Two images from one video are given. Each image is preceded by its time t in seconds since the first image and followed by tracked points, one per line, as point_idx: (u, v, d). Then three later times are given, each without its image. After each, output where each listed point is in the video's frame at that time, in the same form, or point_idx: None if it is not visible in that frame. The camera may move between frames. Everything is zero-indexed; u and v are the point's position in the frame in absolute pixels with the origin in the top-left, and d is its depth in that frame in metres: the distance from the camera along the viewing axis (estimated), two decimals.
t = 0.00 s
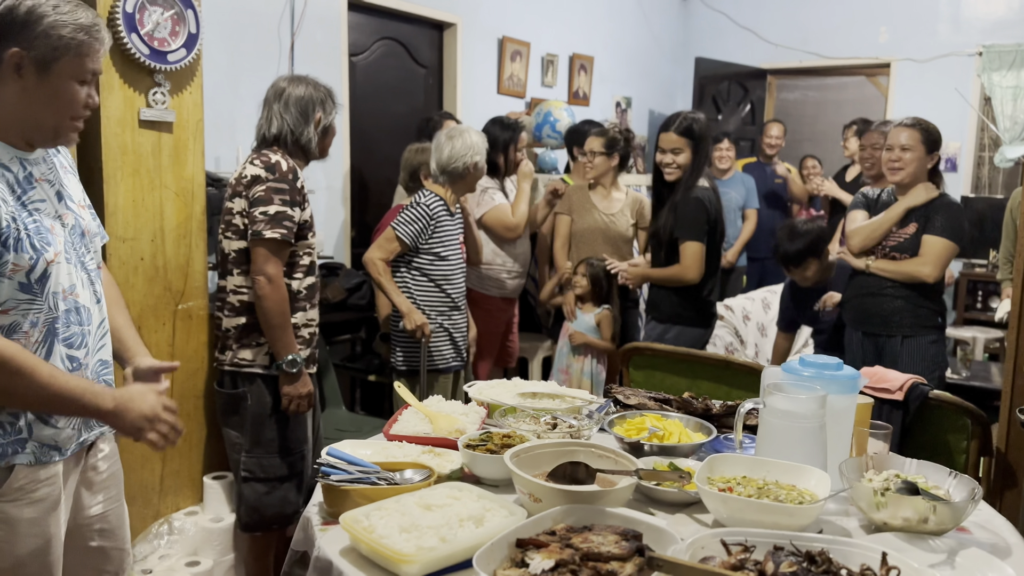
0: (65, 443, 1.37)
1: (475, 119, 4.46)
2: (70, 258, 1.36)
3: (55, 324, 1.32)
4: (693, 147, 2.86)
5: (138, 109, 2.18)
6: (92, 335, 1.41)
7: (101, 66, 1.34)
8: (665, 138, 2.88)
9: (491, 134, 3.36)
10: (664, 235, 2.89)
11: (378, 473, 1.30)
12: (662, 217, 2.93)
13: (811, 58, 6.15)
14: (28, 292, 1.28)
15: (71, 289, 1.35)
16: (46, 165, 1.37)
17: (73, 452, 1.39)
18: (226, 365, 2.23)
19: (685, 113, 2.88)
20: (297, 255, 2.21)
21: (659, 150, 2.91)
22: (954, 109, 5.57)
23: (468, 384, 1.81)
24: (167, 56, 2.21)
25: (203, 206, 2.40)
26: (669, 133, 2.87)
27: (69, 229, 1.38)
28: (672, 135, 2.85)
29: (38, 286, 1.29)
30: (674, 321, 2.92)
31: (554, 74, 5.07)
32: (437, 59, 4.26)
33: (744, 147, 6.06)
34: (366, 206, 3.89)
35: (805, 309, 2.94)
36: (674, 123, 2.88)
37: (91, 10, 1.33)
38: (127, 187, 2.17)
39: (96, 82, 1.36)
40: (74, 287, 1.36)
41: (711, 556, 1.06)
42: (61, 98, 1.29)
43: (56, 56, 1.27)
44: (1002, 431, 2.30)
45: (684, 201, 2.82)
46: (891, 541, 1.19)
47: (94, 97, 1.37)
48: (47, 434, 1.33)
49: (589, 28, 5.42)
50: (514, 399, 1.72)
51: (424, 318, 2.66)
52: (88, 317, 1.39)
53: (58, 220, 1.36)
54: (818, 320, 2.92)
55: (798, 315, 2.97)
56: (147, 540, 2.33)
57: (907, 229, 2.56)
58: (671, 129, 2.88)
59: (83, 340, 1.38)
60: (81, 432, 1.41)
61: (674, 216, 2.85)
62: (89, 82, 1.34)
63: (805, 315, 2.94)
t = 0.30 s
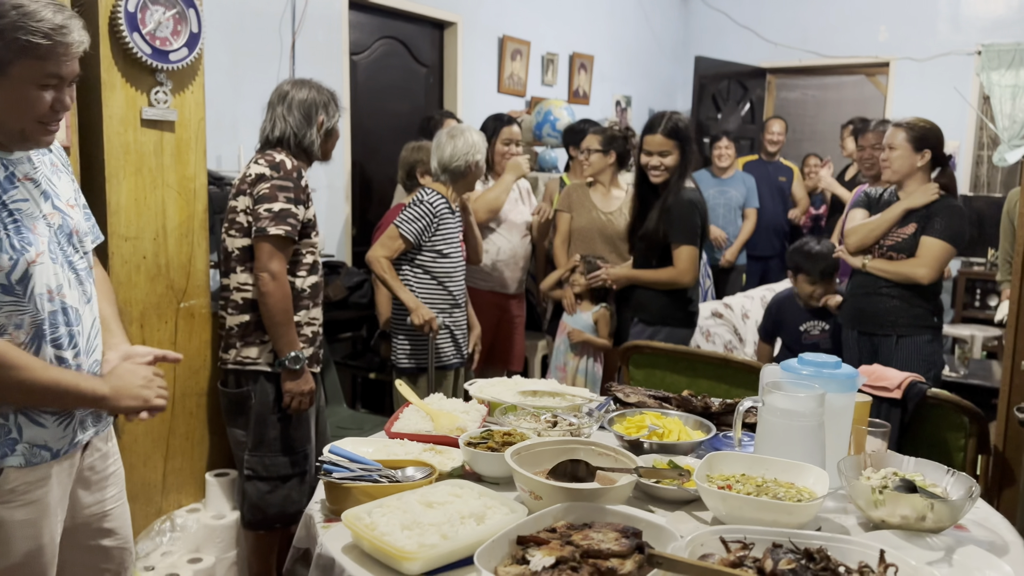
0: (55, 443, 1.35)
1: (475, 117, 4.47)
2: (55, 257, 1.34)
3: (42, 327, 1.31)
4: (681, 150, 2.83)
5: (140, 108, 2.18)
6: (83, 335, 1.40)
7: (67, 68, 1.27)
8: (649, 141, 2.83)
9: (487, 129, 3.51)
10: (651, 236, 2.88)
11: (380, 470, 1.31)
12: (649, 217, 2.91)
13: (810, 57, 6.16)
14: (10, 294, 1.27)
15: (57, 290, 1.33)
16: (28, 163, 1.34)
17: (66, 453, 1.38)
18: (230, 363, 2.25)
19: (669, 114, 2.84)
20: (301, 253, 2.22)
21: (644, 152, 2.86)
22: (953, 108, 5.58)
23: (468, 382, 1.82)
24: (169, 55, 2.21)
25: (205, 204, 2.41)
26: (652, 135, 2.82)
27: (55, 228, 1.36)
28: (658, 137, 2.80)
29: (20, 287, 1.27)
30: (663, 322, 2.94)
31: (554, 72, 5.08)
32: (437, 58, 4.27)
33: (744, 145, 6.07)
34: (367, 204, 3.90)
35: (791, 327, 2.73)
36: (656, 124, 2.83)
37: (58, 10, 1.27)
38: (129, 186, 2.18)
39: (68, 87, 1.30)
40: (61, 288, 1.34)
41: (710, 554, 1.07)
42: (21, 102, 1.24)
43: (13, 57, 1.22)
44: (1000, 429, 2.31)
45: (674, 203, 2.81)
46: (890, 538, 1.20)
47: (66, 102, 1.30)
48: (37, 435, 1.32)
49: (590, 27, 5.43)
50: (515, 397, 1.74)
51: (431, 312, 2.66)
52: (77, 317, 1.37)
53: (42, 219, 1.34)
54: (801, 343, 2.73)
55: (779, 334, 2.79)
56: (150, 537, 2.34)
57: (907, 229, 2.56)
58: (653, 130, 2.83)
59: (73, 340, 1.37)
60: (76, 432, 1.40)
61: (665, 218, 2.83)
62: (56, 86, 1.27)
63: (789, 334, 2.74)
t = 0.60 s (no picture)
0: (37, 444, 1.32)
1: (472, 113, 4.47)
2: (34, 253, 1.30)
3: (16, 324, 1.28)
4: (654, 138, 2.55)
5: (137, 103, 2.18)
6: (63, 335, 1.37)
7: (27, 55, 1.21)
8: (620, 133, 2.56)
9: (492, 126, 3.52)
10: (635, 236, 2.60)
11: (378, 466, 1.32)
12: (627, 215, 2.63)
13: (808, 54, 6.16)
14: None
15: (34, 288, 1.30)
16: (15, 158, 1.31)
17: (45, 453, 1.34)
18: (229, 358, 2.24)
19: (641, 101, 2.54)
20: (303, 249, 2.22)
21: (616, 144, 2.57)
22: (950, 104, 5.58)
23: (467, 378, 1.83)
24: (166, 50, 2.21)
25: (203, 200, 2.41)
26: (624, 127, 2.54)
27: (41, 225, 1.34)
28: (631, 128, 2.51)
29: None
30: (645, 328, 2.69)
31: (552, 68, 5.07)
32: (435, 54, 4.26)
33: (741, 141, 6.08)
34: (364, 200, 3.89)
35: (777, 320, 2.83)
36: (626, 116, 2.54)
37: None
38: (126, 182, 2.18)
39: (32, 75, 1.24)
40: (39, 285, 1.31)
41: (707, 549, 1.07)
42: None
43: None
44: (994, 425, 2.33)
45: (659, 199, 2.56)
46: (885, 533, 1.21)
47: (32, 92, 1.24)
48: (16, 437, 1.28)
49: (587, 23, 5.42)
50: (513, 393, 1.74)
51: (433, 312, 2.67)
52: (56, 317, 1.34)
53: (26, 214, 1.31)
54: (789, 336, 2.82)
55: (765, 328, 2.87)
56: (148, 532, 2.34)
57: (891, 225, 2.60)
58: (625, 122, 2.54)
59: (52, 340, 1.34)
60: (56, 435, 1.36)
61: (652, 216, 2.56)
62: (17, 75, 1.22)
63: (776, 328, 2.83)
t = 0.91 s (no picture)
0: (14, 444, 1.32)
1: (468, 108, 4.46)
2: (27, 249, 1.31)
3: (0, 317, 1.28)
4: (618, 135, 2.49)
5: (131, 98, 2.18)
6: (51, 333, 1.36)
7: (35, 44, 1.24)
8: (585, 131, 2.47)
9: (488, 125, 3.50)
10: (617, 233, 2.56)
11: (374, 462, 1.32)
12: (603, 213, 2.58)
13: (803, 49, 6.17)
14: None
15: (22, 283, 1.30)
16: (19, 155, 1.33)
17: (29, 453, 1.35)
18: (224, 353, 2.24)
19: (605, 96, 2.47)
20: (298, 246, 2.23)
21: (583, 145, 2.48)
22: (945, 100, 5.59)
23: (462, 373, 1.83)
24: (160, 45, 2.20)
25: (198, 195, 2.40)
26: (589, 125, 2.46)
27: (40, 222, 1.35)
28: (598, 125, 2.44)
29: None
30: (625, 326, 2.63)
31: (547, 63, 5.07)
32: (430, 49, 4.25)
33: (737, 137, 6.10)
34: (360, 194, 3.89)
35: (759, 317, 2.83)
36: (592, 113, 2.46)
37: None
38: (120, 178, 2.17)
39: (41, 65, 1.27)
40: (27, 281, 1.31)
41: (700, 543, 1.08)
42: None
43: None
44: (986, 420, 2.34)
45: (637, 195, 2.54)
46: (877, 528, 1.22)
47: (41, 80, 1.27)
48: None
49: (583, 18, 5.42)
50: (508, 388, 1.75)
51: (431, 307, 2.67)
52: (44, 313, 1.34)
53: (25, 211, 1.33)
54: (773, 332, 2.81)
55: (749, 325, 2.87)
56: (143, 528, 2.35)
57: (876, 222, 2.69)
58: (592, 119, 2.46)
59: (36, 337, 1.33)
60: (39, 434, 1.36)
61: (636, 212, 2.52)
62: (25, 62, 1.25)
63: (760, 324, 2.83)
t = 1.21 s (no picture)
0: (21, 434, 1.33)
1: (461, 102, 4.46)
2: (43, 242, 1.34)
3: (15, 309, 1.30)
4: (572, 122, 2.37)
5: (123, 91, 2.16)
6: (62, 326, 1.38)
7: (69, 42, 1.31)
8: (541, 119, 2.34)
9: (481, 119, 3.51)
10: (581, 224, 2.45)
11: (366, 456, 1.32)
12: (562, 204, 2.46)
13: (796, 43, 6.18)
14: None
15: (38, 275, 1.33)
16: (41, 151, 1.37)
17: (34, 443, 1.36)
18: (213, 348, 2.24)
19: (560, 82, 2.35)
20: (285, 240, 2.23)
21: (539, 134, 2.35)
22: (938, 94, 5.60)
23: (456, 367, 1.84)
24: (152, 38, 2.19)
25: (190, 189, 2.39)
26: (548, 113, 2.33)
27: (57, 216, 1.38)
28: (554, 112, 2.32)
29: None
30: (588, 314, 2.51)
31: (541, 56, 5.06)
32: (423, 42, 4.24)
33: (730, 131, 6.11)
34: (352, 187, 3.88)
35: (744, 310, 2.86)
36: (550, 100, 2.33)
37: None
38: (113, 171, 2.16)
39: (72, 63, 1.33)
40: (42, 274, 1.33)
41: (692, 536, 1.09)
42: (22, 74, 1.27)
43: (15, 28, 1.26)
44: (977, 414, 2.35)
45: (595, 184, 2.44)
46: (867, 521, 1.23)
47: (71, 77, 1.32)
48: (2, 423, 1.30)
49: (577, 11, 5.41)
50: (501, 381, 1.75)
51: (419, 301, 2.67)
52: (56, 306, 1.36)
53: (42, 206, 1.35)
54: (757, 324, 2.83)
55: (735, 322, 2.89)
56: (136, 522, 2.35)
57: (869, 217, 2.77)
58: (550, 106, 2.33)
59: (49, 329, 1.35)
60: (44, 424, 1.37)
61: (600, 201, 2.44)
62: (58, 60, 1.31)
63: (745, 317, 2.85)
